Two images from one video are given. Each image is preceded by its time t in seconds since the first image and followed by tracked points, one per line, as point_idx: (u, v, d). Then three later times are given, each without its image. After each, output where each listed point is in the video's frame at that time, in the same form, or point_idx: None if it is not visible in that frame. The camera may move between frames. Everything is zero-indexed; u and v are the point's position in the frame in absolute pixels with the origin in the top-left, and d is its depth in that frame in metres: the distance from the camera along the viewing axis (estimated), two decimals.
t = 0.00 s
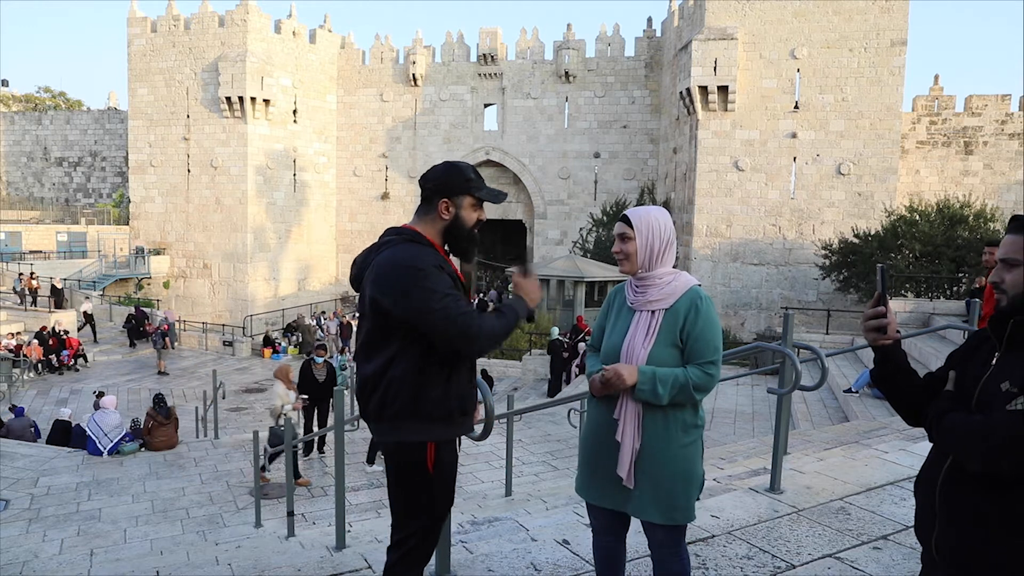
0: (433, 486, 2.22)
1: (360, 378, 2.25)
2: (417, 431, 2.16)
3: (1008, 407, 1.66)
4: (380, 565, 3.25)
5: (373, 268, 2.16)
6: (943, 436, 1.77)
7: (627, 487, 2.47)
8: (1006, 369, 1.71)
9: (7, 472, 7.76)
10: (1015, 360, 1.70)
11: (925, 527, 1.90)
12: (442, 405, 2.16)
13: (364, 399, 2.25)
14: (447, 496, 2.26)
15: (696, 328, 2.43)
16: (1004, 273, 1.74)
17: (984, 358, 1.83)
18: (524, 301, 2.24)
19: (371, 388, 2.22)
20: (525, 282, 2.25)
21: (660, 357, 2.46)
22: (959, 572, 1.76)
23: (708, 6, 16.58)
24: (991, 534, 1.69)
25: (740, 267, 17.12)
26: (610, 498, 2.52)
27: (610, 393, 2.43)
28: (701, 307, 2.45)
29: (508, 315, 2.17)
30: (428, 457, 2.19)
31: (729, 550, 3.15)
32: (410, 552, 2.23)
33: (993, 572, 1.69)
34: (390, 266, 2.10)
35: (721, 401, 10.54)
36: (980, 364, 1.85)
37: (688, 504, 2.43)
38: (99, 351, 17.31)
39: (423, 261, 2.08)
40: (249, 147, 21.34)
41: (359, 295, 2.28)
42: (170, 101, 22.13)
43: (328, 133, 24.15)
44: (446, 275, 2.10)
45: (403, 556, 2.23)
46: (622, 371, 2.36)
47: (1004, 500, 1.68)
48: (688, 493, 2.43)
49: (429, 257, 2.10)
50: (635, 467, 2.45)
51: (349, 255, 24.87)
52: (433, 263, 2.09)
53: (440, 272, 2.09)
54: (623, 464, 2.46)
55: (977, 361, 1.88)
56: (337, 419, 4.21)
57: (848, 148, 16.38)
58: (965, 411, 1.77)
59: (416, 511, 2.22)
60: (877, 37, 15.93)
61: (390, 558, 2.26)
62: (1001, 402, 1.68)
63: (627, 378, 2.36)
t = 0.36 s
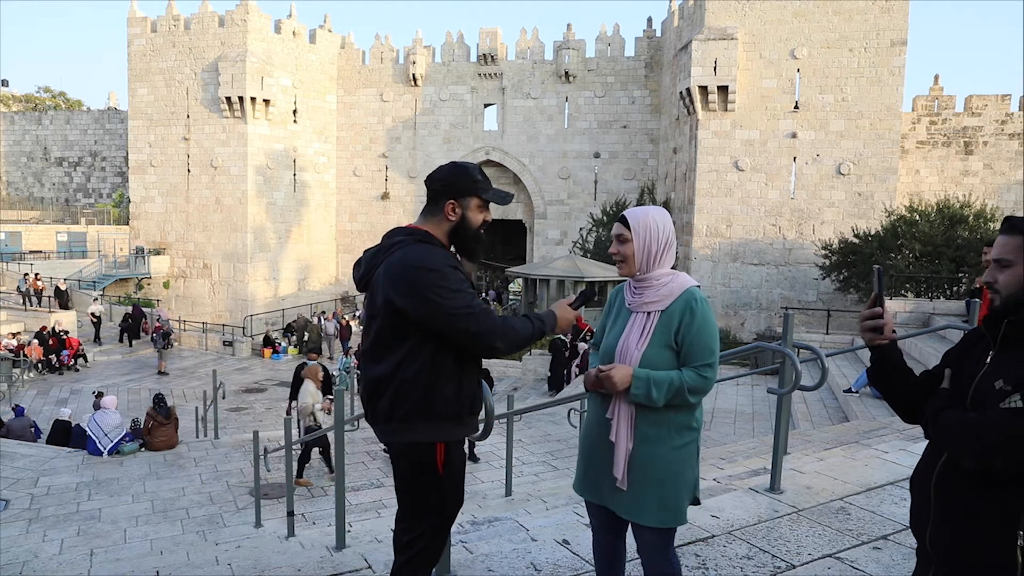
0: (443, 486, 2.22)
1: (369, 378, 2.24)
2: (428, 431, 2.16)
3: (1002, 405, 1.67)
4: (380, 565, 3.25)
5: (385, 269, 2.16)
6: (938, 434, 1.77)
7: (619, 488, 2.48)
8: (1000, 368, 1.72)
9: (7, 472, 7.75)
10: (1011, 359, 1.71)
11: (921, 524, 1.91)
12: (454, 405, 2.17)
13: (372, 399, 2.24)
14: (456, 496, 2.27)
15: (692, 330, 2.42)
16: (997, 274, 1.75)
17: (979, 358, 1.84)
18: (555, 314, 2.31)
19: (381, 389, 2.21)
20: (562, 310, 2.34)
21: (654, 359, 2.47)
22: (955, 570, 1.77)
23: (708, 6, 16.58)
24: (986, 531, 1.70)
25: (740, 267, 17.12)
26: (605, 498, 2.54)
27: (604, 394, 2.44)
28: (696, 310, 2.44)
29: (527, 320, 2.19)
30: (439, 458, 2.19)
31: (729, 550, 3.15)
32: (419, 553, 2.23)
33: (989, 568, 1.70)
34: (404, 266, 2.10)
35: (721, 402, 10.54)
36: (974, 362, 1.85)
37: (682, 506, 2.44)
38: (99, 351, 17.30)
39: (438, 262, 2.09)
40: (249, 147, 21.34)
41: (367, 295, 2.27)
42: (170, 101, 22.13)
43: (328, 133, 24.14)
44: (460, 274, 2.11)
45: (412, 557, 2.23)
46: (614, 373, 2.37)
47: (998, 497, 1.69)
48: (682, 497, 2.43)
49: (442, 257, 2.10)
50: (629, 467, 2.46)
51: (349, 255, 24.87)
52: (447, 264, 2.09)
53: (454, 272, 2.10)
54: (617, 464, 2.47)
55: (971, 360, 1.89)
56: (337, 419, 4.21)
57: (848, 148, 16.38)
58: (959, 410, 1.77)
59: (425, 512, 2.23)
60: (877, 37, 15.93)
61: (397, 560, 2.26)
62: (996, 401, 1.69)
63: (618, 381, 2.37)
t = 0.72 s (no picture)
0: (444, 487, 2.22)
1: (371, 378, 2.24)
2: (429, 432, 2.17)
3: (996, 404, 1.66)
4: (380, 565, 3.25)
5: (387, 268, 2.16)
6: (934, 432, 1.77)
7: (612, 489, 2.50)
8: (993, 367, 1.72)
9: (7, 472, 7.75)
10: (1004, 358, 1.71)
11: (919, 522, 1.91)
12: (455, 406, 2.17)
13: (374, 400, 2.24)
14: (457, 497, 2.26)
15: (679, 333, 2.41)
16: (987, 274, 1.76)
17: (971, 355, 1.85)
18: (554, 314, 2.32)
19: (383, 390, 2.22)
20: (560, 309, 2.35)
21: (646, 363, 2.46)
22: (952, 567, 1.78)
23: (708, 6, 16.59)
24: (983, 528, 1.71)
25: (740, 267, 17.12)
26: (601, 498, 2.56)
27: (594, 399, 2.46)
28: (683, 312, 2.41)
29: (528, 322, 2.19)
30: (440, 459, 2.19)
31: (729, 550, 3.15)
32: (420, 553, 2.23)
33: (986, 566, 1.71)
34: (404, 266, 2.10)
35: (721, 401, 10.55)
36: (966, 360, 1.86)
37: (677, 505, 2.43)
38: (99, 351, 17.30)
39: (438, 262, 2.08)
40: (249, 146, 21.34)
41: (368, 295, 2.27)
42: (170, 101, 22.12)
43: (328, 133, 24.14)
44: (461, 275, 2.11)
45: (413, 557, 2.23)
46: (601, 377, 2.39)
47: (994, 494, 1.70)
48: (675, 498, 2.42)
49: (443, 257, 2.10)
50: (621, 468, 2.47)
51: (349, 255, 24.87)
52: (448, 264, 2.09)
53: (455, 272, 2.10)
54: (609, 466, 2.48)
55: (963, 359, 1.89)
56: (338, 419, 4.21)
57: (848, 148, 16.38)
58: (953, 409, 1.78)
59: (426, 513, 2.22)
60: (877, 37, 15.93)
61: (398, 560, 2.26)
62: (989, 399, 1.69)
63: (606, 385, 2.39)
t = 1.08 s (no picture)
0: (443, 486, 2.22)
1: (370, 378, 2.24)
2: (427, 432, 2.17)
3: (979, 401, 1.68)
4: (380, 565, 3.25)
5: (387, 268, 2.16)
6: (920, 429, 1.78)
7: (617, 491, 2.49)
8: (980, 365, 1.72)
9: (7, 472, 7.74)
10: (989, 358, 1.72)
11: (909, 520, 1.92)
12: (454, 405, 2.17)
13: (373, 399, 2.24)
14: (456, 497, 2.26)
15: (681, 332, 2.41)
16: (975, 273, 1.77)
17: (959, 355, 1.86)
18: (554, 316, 2.32)
19: (382, 390, 2.21)
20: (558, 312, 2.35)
21: (648, 363, 2.46)
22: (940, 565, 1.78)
23: (708, 6, 16.59)
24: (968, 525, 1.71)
25: (740, 267, 17.12)
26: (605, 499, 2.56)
27: (598, 399, 2.46)
28: (685, 310, 2.42)
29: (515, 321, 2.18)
30: (438, 458, 2.19)
31: (729, 550, 3.15)
32: (419, 552, 2.23)
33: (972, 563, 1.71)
34: (403, 265, 2.10)
35: (721, 402, 10.54)
36: (956, 359, 1.86)
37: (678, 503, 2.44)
38: (99, 351, 17.29)
39: (438, 263, 2.08)
40: (249, 147, 21.34)
41: (369, 295, 2.27)
42: (170, 101, 22.13)
43: (328, 133, 24.14)
44: (460, 274, 2.11)
45: (412, 556, 2.23)
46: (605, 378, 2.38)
47: (977, 488, 1.71)
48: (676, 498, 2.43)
49: (442, 257, 2.10)
50: (624, 469, 2.47)
51: (349, 255, 24.86)
52: (448, 264, 2.09)
53: (455, 272, 2.10)
54: (614, 468, 2.48)
55: (953, 359, 1.90)
56: (337, 419, 4.21)
57: (848, 148, 16.38)
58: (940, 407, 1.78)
59: (424, 512, 2.22)
60: (877, 37, 15.93)
61: (397, 559, 2.26)
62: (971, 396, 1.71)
63: (610, 386, 2.38)
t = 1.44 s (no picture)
0: (444, 486, 2.22)
1: (370, 378, 2.24)
2: (427, 432, 2.17)
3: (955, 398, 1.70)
4: (380, 565, 3.25)
5: (386, 268, 2.17)
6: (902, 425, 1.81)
7: (617, 486, 2.49)
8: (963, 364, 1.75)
9: (7, 472, 7.75)
10: (974, 356, 1.74)
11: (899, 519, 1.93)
12: (454, 406, 2.17)
13: (373, 400, 2.25)
14: (456, 496, 2.26)
15: (689, 331, 2.43)
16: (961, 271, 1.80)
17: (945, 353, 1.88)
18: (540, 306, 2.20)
19: (381, 392, 2.22)
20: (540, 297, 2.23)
21: (653, 360, 2.47)
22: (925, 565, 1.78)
23: (708, 6, 16.59)
24: (951, 523, 1.72)
25: (740, 267, 17.12)
26: (603, 495, 2.54)
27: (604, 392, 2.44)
28: (694, 310, 2.44)
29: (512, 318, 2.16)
30: (438, 458, 2.19)
31: (729, 550, 3.15)
32: (420, 551, 2.23)
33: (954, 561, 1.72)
34: (402, 265, 2.10)
35: (721, 401, 10.54)
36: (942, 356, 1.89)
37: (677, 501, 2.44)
38: (99, 351, 17.29)
39: (437, 262, 2.08)
40: (249, 147, 21.35)
41: (369, 295, 2.28)
42: (170, 101, 22.12)
43: (329, 133, 24.14)
44: (459, 274, 2.10)
45: (413, 555, 2.23)
46: (613, 368, 2.34)
47: (963, 487, 1.71)
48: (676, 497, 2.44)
49: (442, 257, 2.10)
50: (627, 466, 2.46)
51: (349, 255, 24.85)
52: (447, 264, 2.09)
53: (455, 271, 2.10)
54: (616, 463, 2.47)
55: (943, 358, 1.93)
56: (337, 419, 4.21)
57: (848, 148, 16.38)
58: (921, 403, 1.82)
59: (425, 511, 2.22)
60: (877, 37, 15.93)
61: (397, 558, 2.26)
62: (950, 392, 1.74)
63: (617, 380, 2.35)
